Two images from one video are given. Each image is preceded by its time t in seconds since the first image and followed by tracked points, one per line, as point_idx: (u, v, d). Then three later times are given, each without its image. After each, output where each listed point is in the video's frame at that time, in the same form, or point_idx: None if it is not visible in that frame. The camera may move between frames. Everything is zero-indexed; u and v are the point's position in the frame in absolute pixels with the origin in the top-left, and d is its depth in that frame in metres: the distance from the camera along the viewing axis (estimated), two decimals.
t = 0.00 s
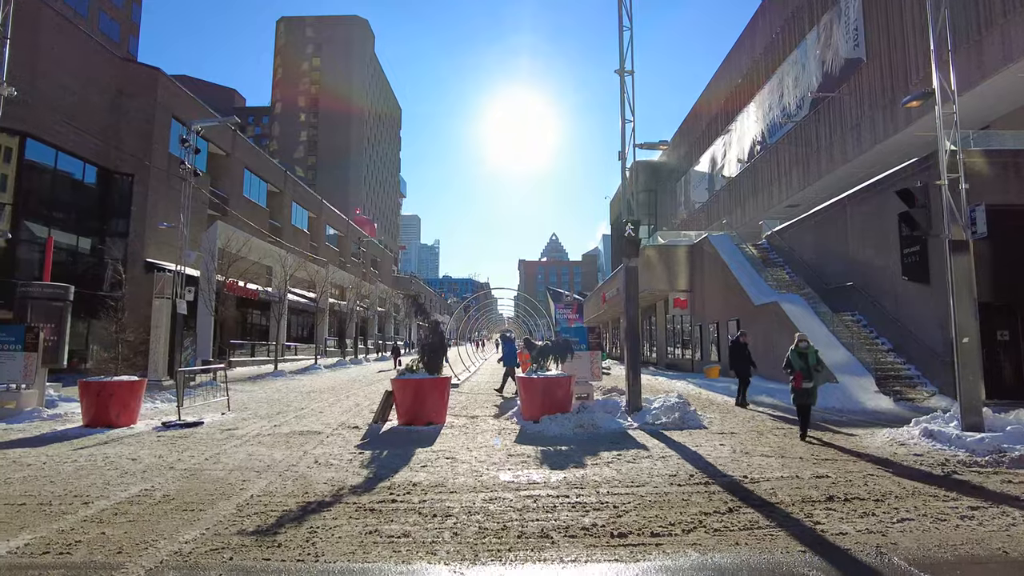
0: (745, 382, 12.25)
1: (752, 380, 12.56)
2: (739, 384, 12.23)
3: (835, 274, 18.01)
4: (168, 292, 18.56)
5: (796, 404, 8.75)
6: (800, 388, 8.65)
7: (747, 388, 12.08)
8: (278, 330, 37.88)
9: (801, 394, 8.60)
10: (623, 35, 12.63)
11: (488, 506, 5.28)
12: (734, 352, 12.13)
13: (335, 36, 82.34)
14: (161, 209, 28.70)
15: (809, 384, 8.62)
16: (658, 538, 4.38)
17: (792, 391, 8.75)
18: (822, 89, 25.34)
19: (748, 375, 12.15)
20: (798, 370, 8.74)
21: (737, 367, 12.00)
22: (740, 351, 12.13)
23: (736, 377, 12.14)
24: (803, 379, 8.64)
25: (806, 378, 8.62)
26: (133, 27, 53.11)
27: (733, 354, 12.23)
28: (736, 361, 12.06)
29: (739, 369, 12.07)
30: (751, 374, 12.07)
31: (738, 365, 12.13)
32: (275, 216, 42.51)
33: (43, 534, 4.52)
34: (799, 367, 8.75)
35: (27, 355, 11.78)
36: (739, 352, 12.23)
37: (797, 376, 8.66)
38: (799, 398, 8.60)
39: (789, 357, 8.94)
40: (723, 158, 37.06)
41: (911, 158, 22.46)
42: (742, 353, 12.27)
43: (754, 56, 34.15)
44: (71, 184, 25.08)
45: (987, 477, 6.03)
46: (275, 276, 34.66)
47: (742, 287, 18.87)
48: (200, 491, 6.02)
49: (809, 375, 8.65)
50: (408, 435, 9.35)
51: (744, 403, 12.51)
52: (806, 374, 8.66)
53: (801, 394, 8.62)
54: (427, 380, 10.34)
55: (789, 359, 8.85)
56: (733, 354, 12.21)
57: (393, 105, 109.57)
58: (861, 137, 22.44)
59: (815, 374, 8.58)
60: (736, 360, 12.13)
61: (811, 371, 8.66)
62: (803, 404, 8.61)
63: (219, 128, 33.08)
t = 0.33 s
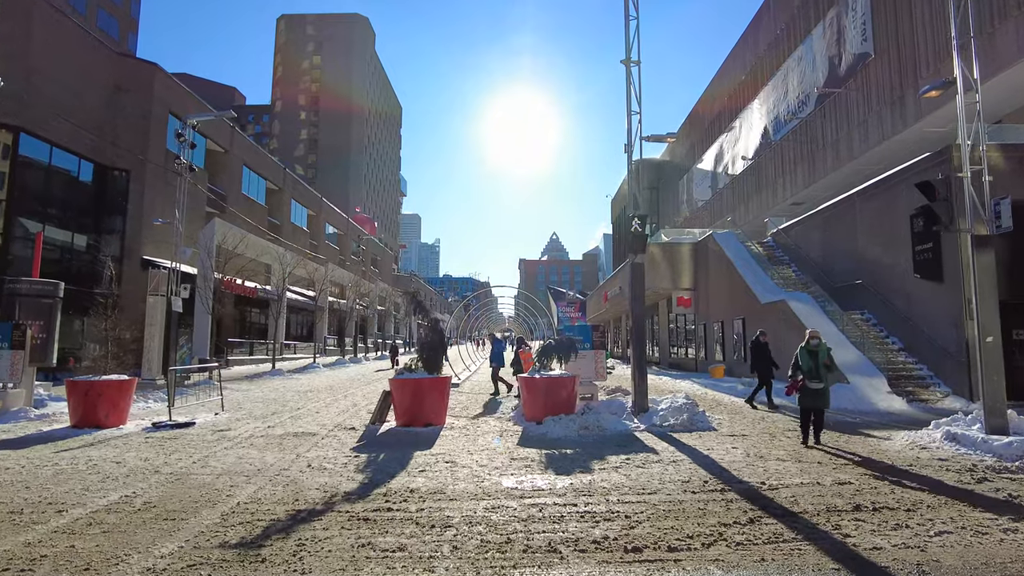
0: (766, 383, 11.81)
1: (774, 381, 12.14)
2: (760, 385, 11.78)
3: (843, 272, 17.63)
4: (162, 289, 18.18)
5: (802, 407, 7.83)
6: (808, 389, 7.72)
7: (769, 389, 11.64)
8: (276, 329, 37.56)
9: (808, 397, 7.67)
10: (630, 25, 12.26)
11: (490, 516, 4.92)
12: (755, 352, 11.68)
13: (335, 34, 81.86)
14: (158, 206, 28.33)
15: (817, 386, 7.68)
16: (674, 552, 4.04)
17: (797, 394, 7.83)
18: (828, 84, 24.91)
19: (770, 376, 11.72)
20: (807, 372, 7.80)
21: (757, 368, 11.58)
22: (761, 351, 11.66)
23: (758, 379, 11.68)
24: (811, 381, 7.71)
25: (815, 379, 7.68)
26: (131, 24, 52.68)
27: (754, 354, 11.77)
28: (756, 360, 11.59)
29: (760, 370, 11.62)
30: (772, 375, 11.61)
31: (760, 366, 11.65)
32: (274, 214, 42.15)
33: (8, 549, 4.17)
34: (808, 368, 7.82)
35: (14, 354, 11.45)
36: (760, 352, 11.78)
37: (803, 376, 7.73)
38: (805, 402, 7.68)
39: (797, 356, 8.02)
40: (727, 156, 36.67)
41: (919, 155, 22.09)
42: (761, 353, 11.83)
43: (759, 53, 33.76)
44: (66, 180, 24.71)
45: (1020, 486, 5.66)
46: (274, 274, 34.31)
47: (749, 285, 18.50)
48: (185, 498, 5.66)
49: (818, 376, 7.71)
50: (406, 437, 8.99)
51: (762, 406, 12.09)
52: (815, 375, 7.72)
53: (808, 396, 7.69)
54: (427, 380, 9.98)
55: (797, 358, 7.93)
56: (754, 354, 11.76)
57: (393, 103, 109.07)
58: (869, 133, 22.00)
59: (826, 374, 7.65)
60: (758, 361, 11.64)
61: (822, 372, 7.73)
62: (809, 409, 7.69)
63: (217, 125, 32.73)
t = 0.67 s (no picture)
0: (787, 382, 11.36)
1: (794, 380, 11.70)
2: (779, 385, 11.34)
3: (850, 269, 17.25)
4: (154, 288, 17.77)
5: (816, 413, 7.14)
6: (819, 394, 7.01)
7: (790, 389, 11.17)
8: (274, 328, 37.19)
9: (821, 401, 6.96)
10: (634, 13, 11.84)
11: (488, 532, 4.53)
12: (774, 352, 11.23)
13: (334, 32, 81.32)
14: (152, 203, 27.92)
15: (831, 390, 6.94)
16: None
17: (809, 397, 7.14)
18: (833, 79, 24.48)
19: (791, 375, 11.27)
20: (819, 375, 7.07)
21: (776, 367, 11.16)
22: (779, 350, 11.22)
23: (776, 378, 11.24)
24: (822, 384, 6.97)
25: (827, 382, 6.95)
26: (127, 20, 52.15)
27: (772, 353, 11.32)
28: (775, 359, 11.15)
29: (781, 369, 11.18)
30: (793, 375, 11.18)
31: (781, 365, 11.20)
32: (271, 212, 41.73)
33: None
34: (818, 369, 7.09)
35: None
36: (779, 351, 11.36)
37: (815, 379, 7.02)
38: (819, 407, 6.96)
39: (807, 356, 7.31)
40: (728, 152, 36.26)
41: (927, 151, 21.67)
42: (781, 352, 11.40)
43: (761, 48, 33.33)
44: (58, 177, 24.28)
45: None
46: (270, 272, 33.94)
47: (753, 283, 18.13)
48: (164, 509, 5.27)
49: (830, 378, 6.97)
50: (400, 441, 8.63)
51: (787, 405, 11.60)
52: (827, 377, 6.98)
53: (820, 401, 6.98)
54: (423, 382, 9.62)
55: (806, 359, 7.21)
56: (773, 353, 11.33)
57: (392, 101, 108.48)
58: (875, 128, 21.60)
59: (837, 376, 6.90)
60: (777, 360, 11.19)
61: (833, 374, 6.97)
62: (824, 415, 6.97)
63: (213, 121, 32.29)
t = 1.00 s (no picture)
0: (807, 380, 10.89)
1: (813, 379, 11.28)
2: (799, 383, 10.86)
3: (859, 264, 16.88)
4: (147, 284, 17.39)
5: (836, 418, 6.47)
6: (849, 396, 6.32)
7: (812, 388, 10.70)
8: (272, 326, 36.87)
9: (847, 404, 6.30)
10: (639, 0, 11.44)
11: (490, 542, 4.17)
12: (796, 349, 10.79)
13: (334, 30, 80.89)
14: (149, 199, 27.53)
15: (859, 393, 6.30)
16: None
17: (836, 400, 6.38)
18: (839, 72, 24.04)
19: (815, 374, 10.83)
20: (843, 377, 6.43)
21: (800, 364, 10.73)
22: (801, 348, 10.77)
23: (796, 377, 10.77)
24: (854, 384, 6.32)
25: (857, 384, 6.30)
26: (125, 16, 51.73)
27: (794, 350, 10.87)
28: (797, 357, 10.71)
29: (802, 367, 10.71)
30: (814, 374, 10.71)
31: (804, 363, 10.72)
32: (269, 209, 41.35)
33: None
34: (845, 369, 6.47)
35: None
36: (800, 348, 10.92)
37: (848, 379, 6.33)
38: (844, 411, 6.29)
39: (827, 356, 6.68)
40: (732, 148, 35.84)
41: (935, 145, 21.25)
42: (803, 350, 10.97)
43: (764, 43, 32.92)
44: (52, 172, 23.88)
45: None
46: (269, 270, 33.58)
47: (760, 279, 17.74)
48: (141, 515, 4.89)
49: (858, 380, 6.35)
50: (398, 441, 8.26)
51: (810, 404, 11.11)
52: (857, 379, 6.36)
53: (846, 405, 6.31)
54: (422, 381, 9.23)
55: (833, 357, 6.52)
56: (794, 350, 10.88)
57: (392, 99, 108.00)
58: (883, 121, 21.17)
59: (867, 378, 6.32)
60: (798, 357, 10.74)
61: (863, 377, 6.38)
62: (848, 421, 6.30)
63: (211, 117, 31.92)
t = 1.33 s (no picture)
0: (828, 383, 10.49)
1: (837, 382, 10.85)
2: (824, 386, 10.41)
3: (868, 264, 16.51)
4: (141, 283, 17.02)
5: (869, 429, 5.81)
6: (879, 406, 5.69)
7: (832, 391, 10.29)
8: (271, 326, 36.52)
9: (876, 416, 5.68)
10: None
11: (495, 566, 3.79)
12: (819, 350, 10.40)
13: (334, 29, 80.56)
14: (145, 197, 27.16)
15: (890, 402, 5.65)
16: None
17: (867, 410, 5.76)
18: (846, 69, 23.66)
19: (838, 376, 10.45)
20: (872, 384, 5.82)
21: (821, 364, 10.34)
22: (824, 349, 10.38)
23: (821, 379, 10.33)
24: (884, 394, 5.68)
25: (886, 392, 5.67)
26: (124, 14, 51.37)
27: (815, 351, 10.50)
28: (820, 357, 10.34)
29: (822, 370, 10.33)
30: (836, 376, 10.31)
31: (829, 364, 10.31)
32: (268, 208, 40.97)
33: None
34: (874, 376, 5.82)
35: None
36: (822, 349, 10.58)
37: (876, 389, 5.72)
38: (874, 423, 5.67)
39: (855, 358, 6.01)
40: (735, 147, 35.47)
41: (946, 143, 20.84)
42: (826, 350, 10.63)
43: (769, 40, 32.54)
44: (47, 170, 23.49)
45: None
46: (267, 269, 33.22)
47: (767, 280, 17.34)
48: (116, 533, 4.51)
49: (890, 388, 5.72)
50: (397, 447, 7.90)
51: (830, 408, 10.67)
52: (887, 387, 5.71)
53: (878, 416, 5.67)
54: (422, 384, 8.85)
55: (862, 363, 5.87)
56: (816, 351, 10.51)
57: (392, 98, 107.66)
58: (892, 119, 20.81)
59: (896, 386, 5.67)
60: (821, 359, 10.34)
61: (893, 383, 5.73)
62: (879, 433, 5.69)
63: (209, 115, 31.55)
